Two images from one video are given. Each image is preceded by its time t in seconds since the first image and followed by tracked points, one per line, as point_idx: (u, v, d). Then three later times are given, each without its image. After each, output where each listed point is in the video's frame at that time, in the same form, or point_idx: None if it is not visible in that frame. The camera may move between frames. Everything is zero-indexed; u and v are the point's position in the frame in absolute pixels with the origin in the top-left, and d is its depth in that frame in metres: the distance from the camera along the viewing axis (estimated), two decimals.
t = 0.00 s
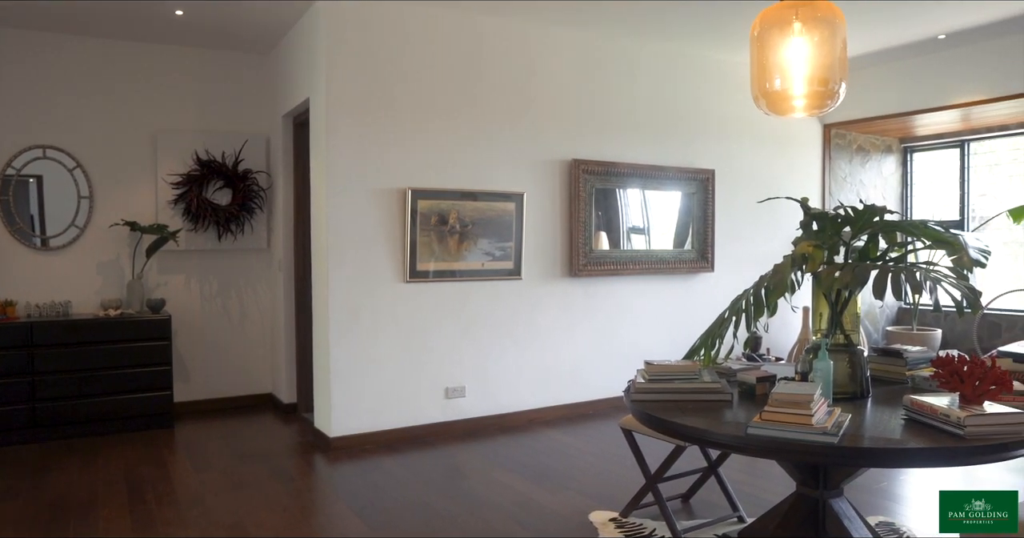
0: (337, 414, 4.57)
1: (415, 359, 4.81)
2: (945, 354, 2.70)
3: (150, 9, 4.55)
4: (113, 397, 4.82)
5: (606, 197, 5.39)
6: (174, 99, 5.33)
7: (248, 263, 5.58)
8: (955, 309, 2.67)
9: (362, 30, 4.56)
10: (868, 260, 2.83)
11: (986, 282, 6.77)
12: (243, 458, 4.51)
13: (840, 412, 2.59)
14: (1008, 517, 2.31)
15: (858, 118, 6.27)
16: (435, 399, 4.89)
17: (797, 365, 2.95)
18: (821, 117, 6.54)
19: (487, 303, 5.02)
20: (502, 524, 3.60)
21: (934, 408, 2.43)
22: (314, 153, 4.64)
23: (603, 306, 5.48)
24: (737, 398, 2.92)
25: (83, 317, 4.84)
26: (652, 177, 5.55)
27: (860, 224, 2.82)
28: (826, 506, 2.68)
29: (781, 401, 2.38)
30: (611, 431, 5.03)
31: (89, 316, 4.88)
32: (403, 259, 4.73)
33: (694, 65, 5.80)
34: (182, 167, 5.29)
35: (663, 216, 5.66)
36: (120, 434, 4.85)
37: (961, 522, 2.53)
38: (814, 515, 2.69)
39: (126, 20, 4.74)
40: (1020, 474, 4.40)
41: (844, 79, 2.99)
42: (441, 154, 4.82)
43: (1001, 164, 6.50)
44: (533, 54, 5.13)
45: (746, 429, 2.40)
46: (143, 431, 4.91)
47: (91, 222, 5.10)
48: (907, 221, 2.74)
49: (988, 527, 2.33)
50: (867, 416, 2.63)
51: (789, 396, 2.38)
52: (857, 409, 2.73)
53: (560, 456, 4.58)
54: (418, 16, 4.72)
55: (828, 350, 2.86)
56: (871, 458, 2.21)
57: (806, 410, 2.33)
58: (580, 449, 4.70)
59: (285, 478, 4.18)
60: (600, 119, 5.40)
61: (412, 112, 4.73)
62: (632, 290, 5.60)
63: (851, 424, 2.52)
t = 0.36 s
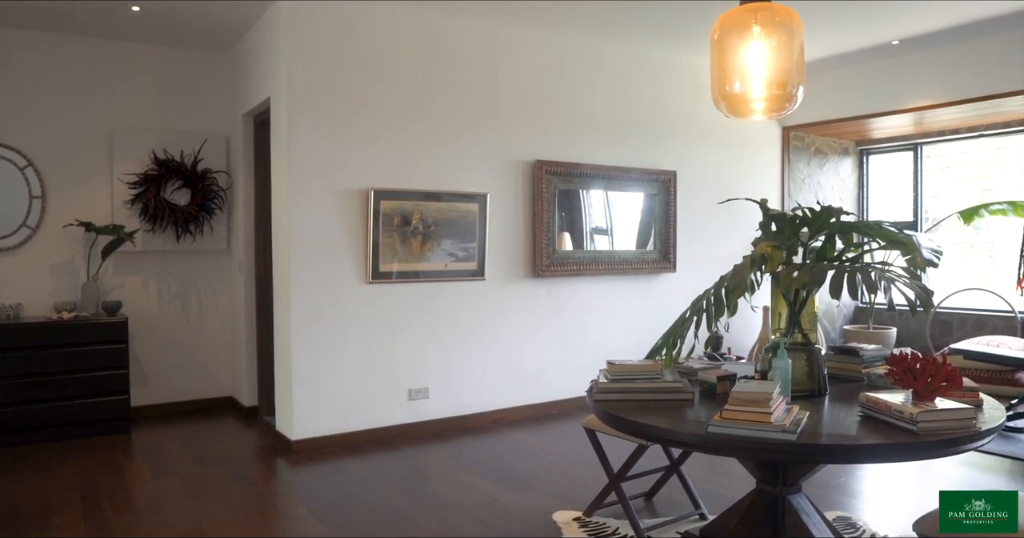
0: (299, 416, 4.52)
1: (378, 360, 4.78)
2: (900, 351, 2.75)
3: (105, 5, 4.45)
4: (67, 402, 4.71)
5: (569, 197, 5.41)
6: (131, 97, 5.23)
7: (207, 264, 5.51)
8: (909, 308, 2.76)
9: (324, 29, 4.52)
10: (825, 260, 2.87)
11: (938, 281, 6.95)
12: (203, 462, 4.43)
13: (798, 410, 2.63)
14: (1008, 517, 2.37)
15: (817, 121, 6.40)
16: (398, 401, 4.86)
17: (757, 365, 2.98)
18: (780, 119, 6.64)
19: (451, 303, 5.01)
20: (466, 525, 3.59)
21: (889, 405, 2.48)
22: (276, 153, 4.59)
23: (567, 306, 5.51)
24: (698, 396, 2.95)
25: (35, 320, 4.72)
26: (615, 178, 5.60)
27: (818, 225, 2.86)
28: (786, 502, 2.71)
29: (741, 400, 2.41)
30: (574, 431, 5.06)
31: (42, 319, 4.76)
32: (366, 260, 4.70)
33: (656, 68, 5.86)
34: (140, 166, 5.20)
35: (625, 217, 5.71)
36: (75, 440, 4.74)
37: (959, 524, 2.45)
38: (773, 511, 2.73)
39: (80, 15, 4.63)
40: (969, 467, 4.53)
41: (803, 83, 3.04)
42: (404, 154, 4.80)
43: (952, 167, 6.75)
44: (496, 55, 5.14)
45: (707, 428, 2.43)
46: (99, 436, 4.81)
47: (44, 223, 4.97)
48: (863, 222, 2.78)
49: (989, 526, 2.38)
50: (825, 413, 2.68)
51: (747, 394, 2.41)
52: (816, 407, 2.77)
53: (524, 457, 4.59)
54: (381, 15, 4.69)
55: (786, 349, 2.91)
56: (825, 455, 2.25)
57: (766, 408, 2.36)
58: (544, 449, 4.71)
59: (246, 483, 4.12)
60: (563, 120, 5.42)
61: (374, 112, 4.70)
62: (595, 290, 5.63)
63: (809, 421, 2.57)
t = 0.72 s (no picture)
0: (261, 419, 4.47)
1: (342, 362, 4.75)
2: (856, 350, 2.79)
3: None
4: (21, 406, 4.60)
5: (534, 198, 5.43)
6: (87, 94, 5.12)
7: (167, 265, 5.44)
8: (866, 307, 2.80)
9: (287, 27, 4.47)
10: (785, 260, 2.89)
11: (896, 281, 7.11)
12: (162, 467, 4.35)
13: (759, 408, 2.67)
14: (1009, 517, 2.25)
15: (778, 123, 6.51)
16: (362, 402, 4.83)
17: (718, 364, 3.01)
18: (742, 121, 6.73)
19: (415, 304, 5.00)
20: (429, 526, 3.57)
21: (847, 402, 2.52)
22: (237, 153, 4.53)
23: (531, 307, 5.52)
24: (661, 396, 2.96)
25: None
26: (579, 178, 5.63)
27: (778, 225, 2.89)
28: (747, 499, 2.74)
29: (702, 398, 2.43)
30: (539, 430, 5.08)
31: None
32: (329, 260, 4.66)
33: (619, 69, 5.91)
34: (96, 165, 5.10)
35: (589, 217, 5.74)
36: (29, 446, 4.62)
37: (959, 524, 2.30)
38: (735, 508, 2.76)
39: (33, 10, 4.51)
40: (925, 462, 4.63)
41: (763, 85, 3.07)
42: (369, 154, 4.78)
43: (908, 169, 6.93)
44: (460, 55, 5.13)
45: (669, 427, 2.45)
46: (54, 441, 4.69)
47: None
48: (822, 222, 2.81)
49: (989, 526, 2.26)
50: (784, 411, 2.71)
51: (708, 393, 2.43)
52: (776, 405, 2.81)
53: (489, 457, 4.59)
54: (344, 14, 4.66)
55: (747, 348, 2.94)
56: (780, 452, 2.28)
57: (727, 407, 2.38)
58: (509, 450, 4.71)
59: (206, 487, 4.05)
60: (527, 120, 5.44)
61: (338, 111, 4.66)
62: (560, 290, 5.66)
63: (769, 419, 2.60)
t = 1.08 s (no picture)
0: (221, 422, 4.40)
1: (304, 363, 4.70)
2: (815, 348, 2.83)
3: None
4: None
5: (498, 199, 5.43)
6: (39, 90, 4.99)
7: (124, 266, 5.33)
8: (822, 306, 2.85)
9: (247, 24, 4.41)
10: (745, 260, 2.92)
11: (853, 281, 7.25)
12: (118, 473, 4.26)
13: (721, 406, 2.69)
14: (1009, 518, 2.30)
15: (739, 125, 6.60)
16: (325, 404, 4.79)
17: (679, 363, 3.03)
18: (704, 123, 6.82)
19: (378, 305, 4.97)
20: (392, 529, 3.54)
21: (805, 400, 2.56)
22: (196, 152, 4.45)
23: (495, 307, 5.52)
24: (624, 395, 2.98)
25: None
26: (543, 179, 5.65)
27: (738, 226, 2.92)
28: (708, 497, 2.77)
29: (663, 398, 2.45)
30: (503, 431, 5.08)
31: None
32: (290, 260, 4.61)
33: (582, 71, 5.94)
34: (49, 163, 4.97)
35: (553, 218, 5.76)
36: None
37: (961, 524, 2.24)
38: (698, 505, 2.79)
39: None
40: (881, 458, 4.73)
41: (723, 87, 3.12)
42: (331, 154, 4.74)
43: (864, 171, 7.09)
44: (422, 55, 5.11)
45: (631, 427, 2.46)
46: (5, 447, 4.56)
47: None
48: (780, 223, 2.85)
49: (990, 526, 2.26)
50: (745, 409, 2.75)
51: (670, 393, 2.46)
52: (736, 404, 2.84)
53: (452, 458, 4.58)
54: (306, 12, 4.61)
55: (708, 347, 2.98)
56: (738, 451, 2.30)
57: (688, 406, 2.41)
58: (473, 450, 4.71)
59: (164, 493, 3.96)
60: (491, 120, 5.44)
61: (299, 110, 4.62)
62: (524, 290, 5.67)
63: (730, 418, 2.63)
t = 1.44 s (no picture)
0: (180, 426, 4.32)
1: (266, 365, 4.64)
2: (774, 347, 2.87)
3: None
4: None
5: (461, 199, 5.43)
6: None
7: (78, 267, 5.21)
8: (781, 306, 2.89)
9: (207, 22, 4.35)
10: (707, 261, 2.95)
11: (813, 280, 7.38)
12: (72, 480, 4.15)
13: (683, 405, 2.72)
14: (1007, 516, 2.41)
15: (700, 126, 6.68)
16: (287, 406, 4.74)
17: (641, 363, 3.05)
18: (666, 125, 6.89)
19: (340, 306, 4.92)
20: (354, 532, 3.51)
21: (765, 398, 2.60)
22: (154, 150, 4.37)
23: (458, 308, 5.51)
24: (587, 395, 2.99)
25: None
26: (506, 180, 5.66)
27: (700, 226, 2.95)
28: (671, 495, 2.79)
29: (626, 397, 2.47)
30: (467, 431, 5.08)
31: None
32: (251, 261, 4.55)
33: (545, 72, 5.97)
34: None
35: (517, 218, 5.78)
36: None
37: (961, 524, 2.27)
38: (660, 503, 2.81)
39: None
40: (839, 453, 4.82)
41: (685, 90, 3.15)
42: (293, 153, 4.69)
43: (822, 173, 7.22)
44: (386, 54, 5.08)
45: (594, 426, 2.47)
46: None
47: None
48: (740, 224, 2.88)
49: (989, 525, 2.30)
50: (706, 408, 2.78)
51: (632, 392, 2.48)
52: (699, 403, 2.87)
53: (417, 459, 4.56)
54: (267, 10, 4.56)
55: (670, 347, 3.00)
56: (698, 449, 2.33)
57: (650, 405, 2.43)
58: (438, 451, 4.69)
59: (120, 499, 3.87)
60: (454, 121, 5.43)
61: (261, 109, 4.56)
62: (488, 290, 5.67)
63: (692, 416, 2.65)
